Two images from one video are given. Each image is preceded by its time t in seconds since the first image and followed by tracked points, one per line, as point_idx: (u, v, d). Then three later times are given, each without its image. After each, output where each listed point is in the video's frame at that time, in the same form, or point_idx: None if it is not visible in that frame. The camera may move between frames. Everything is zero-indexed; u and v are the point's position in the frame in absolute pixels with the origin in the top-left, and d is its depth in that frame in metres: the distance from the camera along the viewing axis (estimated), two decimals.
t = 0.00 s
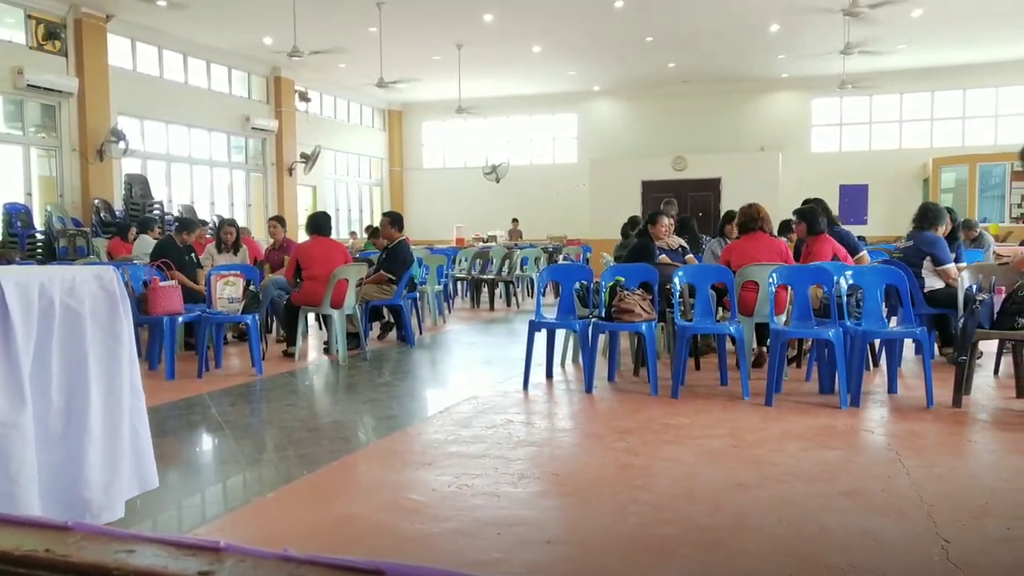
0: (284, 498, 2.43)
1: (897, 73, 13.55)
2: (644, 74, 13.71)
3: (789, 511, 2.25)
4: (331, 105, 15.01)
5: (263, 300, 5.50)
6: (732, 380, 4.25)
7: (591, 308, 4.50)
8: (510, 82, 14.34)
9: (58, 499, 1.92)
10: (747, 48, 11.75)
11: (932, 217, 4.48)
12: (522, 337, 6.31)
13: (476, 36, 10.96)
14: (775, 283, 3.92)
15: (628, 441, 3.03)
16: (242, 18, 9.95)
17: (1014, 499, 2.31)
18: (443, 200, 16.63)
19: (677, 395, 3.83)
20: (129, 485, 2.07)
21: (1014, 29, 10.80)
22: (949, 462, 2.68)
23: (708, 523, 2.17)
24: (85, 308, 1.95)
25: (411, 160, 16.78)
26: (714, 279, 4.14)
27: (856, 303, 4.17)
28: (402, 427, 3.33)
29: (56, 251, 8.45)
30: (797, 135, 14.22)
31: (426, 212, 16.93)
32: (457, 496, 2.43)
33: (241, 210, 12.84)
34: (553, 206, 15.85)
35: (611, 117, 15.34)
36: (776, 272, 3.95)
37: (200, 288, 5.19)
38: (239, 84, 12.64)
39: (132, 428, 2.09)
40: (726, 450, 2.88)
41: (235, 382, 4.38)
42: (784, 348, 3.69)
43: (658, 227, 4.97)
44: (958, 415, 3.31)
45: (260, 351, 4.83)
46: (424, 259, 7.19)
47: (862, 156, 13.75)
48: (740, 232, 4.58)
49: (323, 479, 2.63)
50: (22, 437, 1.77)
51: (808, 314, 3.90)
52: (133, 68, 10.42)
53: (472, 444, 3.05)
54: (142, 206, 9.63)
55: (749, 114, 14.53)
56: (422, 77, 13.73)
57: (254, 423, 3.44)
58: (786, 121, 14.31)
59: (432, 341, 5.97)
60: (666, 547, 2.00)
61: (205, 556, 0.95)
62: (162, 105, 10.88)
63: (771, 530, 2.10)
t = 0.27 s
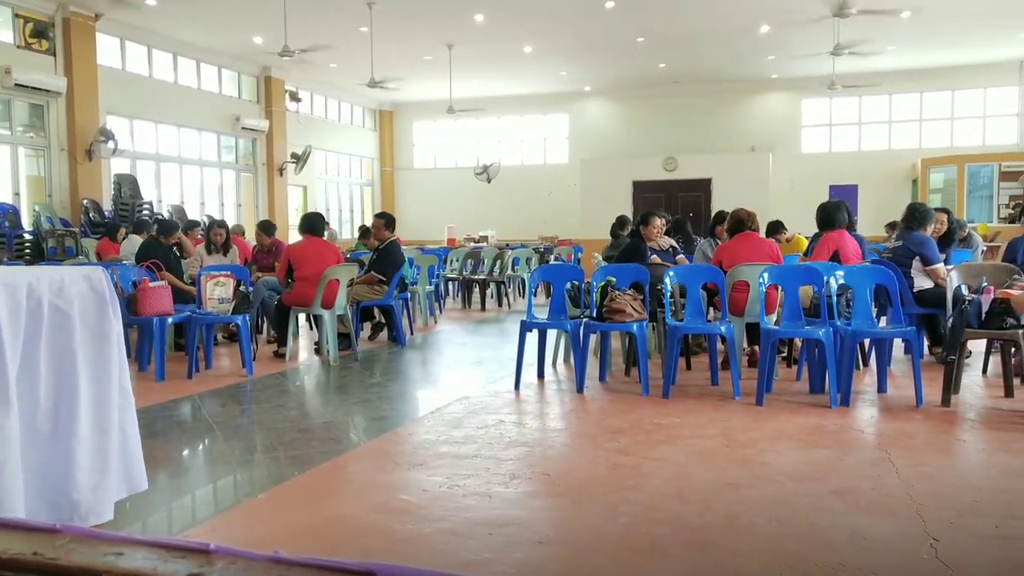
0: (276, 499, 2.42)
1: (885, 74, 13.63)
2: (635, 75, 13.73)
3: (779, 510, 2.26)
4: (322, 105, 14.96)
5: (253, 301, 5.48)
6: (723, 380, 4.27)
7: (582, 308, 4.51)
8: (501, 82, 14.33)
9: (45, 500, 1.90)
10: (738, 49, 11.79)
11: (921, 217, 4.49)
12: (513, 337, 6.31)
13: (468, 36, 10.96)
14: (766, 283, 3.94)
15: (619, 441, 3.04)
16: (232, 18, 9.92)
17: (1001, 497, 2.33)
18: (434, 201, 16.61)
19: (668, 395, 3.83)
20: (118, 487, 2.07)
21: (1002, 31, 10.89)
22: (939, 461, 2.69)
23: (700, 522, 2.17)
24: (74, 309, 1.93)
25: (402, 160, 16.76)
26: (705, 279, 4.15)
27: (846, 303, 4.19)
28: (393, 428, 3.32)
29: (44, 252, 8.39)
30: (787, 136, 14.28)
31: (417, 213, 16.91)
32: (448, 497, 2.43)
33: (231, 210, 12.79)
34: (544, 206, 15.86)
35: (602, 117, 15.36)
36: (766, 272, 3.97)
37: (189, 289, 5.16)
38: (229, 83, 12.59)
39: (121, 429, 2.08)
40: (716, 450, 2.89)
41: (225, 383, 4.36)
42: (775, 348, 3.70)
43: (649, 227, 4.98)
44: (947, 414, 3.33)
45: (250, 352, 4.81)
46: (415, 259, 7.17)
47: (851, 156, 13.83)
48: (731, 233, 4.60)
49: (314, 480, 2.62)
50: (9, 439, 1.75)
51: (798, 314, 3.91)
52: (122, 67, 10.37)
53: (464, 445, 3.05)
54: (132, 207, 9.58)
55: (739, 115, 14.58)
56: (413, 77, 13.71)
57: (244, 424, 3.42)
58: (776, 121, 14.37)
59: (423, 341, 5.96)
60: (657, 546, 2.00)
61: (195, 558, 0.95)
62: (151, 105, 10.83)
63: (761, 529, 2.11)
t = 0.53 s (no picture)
0: (267, 500, 2.41)
1: (875, 74, 13.70)
2: (626, 75, 13.75)
3: (770, 509, 2.26)
4: (313, 104, 14.91)
5: (244, 301, 5.46)
6: (714, 379, 4.28)
7: (573, 308, 4.51)
8: (493, 82, 14.33)
9: (42, 504, 1.89)
10: (728, 49, 11.82)
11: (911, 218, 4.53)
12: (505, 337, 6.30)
13: (459, 35, 10.95)
14: (757, 283, 3.95)
15: (610, 440, 3.04)
16: (222, 17, 9.87)
17: (990, 495, 2.34)
18: (425, 201, 16.59)
19: (659, 395, 3.84)
20: (112, 488, 2.06)
21: (990, 33, 10.96)
22: (928, 460, 2.71)
23: (690, 521, 2.18)
24: (64, 309, 1.92)
25: (393, 160, 16.73)
26: (696, 279, 4.16)
27: (835, 303, 4.21)
28: (384, 429, 3.31)
29: (33, 252, 8.33)
30: (777, 136, 14.34)
31: (408, 213, 16.88)
32: (440, 497, 2.42)
33: (221, 210, 12.73)
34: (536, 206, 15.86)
35: (593, 117, 15.38)
36: (757, 271, 3.98)
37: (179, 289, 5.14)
38: (220, 82, 12.53)
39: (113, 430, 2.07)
40: (707, 449, 2.90)
41: (216, 383, 4.34)
42: (765, 347, 3.71)
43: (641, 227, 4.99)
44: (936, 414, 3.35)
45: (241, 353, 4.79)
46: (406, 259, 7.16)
47: (841, 157, 13.90)
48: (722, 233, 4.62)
49: (305, 481, 2.60)
50: (6, 443, 1.73)
51: (788, 314, 3.93)
52: (111, 67, 10.31)
53: (455, 445, 3.04)
54: (121, 206, 9.52)
55: (730, 115, 14.63)
56: (405, 77, 13.69)
57: (234, 425, 3.41)
58: (766, 122, 14.42)
59: (414, 341, 5.95)
60: (648, 546, 2.01)
61: (184, 562, 0.95)
62: (140, 104, 10.76)
63: (752, 528, 2.12)
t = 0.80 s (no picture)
0: (258, 500, 2.40)
1: (864, 75, 13.76)
2: (617, 76, 13.78)
3: (760, 509, 2.27)
4: (303, 104, 14.87)
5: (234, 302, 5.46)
6: (705, 379, 4.29)
7: (564, 308, 4.50)
8: (484, 82, 14.33)
9: (44, 505, 1.89)
10: (718, 50, 11.86)
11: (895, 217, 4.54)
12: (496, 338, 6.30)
13: (450, 35, 10.94)
14: (748, 283, 3.96)
15: (601, 440, 3.04)
16: (212, 16, 9.83)
17: (979, 494, 2.36)
18: (416, 200, 16.57)
19: (650, 395, 3.84)
20: (116, 485, 2.06)
21: (978, 34, 11.05)
22: (919, 460, 2.72)
23: (682, 521, 2.18)
24: (54, 309, 1.89)
25: (383, 160, 16.70)
26: (687, 279, 4.17)
27: (826, 303, 4.23)
28: (374, 429, 3.30)
29: (20, 252, 8.26)
30: (768, 137, 14.40)
31: (399, 213, 16.85)
32: (431, 498, 2.41)
33: (211, 210, 12.67)
34: (527, 206, 15.86)
35: (584, 118, 15.39)
36: (748, 272, 3.99)
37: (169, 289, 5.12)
38: (209, 82, 12.48)
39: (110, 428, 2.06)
40: (698, 449, 2.90)
41: (206, 384, 4.31)
42: (755, 347, 3.73)
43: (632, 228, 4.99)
44: (926, 413, 3.36)
45: (231, 353, 4.77)
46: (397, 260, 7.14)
47: (831, 158, 13.97)
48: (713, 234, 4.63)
49: (295, 481, 2.60)
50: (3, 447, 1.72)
51: (778, 314, 3.94)
52: (100, 66, 10.25)
53: (446, 445, 3.03)
54: (110, 206, 9.46)
55: (720, 116, 14.68)
56: (396, 77, 13.67)
57: (225, 426, 3.39)
58: (757, 122, 14.48)
59: (405, 342, 5.93)
60: (639, 545, 2.01)
61: (174, 563, 0.96)
62: (130, 104, 10.70)
63: (743, 528, 2.12)
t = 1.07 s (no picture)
0: (248, 501, 2.39)
1: (854, 76, 13.83)
2: (607, 76, 13.80)
3: (751, 508, 2.28)
4: (294, 104, 14.83)
5: (225, 302, 5.45)
6: (696, 379, 4.30)
7: (556, 308, 4.50)
8: (475, 83, 14.32)
9: (9, 505, 1.87)
10: (709, 51, 11.90)
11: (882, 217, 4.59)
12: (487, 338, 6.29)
13: (441, 36, 10.93)
14: (738, 283, 3.98)
15: (593, 440, 3.05)
16: (202, 15, 9.79)
17: (968, 492, 2.37)
18: (407, 200, 16.56)
19: (642, 395, 3.85)
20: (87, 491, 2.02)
21: (966, 36, 11.13)
22: (908, 459, 2.73)
23: (673, 521, 2.18)
24: (38, 310, 1.88)
25: (374, 160, 16.66)
26: (678, 280, 4.18)
27: (817, 303, 4.24)
28: (365, 430, 3.29)
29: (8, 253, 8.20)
30: (758, 137, 14.45)
31: (391, 213, 16.82)
32: (422, 498, 2.41)
33: (201, 210, 12.61)
34: (518, 207, 15.87)
35: (575, 118, 15.41)
36: (738, 272, 4.00)
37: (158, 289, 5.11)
38: (199, 81, 12.42)
39: (90, 431, 2.03)
40: (689, 449, 2.91)
41: (196, 385, 4.29)
42: (746, 347, 3.74)
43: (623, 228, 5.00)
44: (916, 413, 3.38)
45: (221, 354, 4.75)
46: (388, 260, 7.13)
47: (820, 158, 14.04)
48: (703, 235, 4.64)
49: (285, 482, 2.59)
50: None
51: (769, 314, 3.95)
52: (89, 65, 10.19)
53: (437, 446, 3.03)
54: (99, 206, 9.40)
55: (710, 116, 14.73)
56: (387, 77, 13.65)
57: (215, 427, 3.37)
58: (747, 123, 14.53)
59: (396, 342, 5.92)
60: (630, 545, 2.01)
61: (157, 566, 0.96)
62: (119, 103, 10.65)
63: (734, 527, 2.13)
